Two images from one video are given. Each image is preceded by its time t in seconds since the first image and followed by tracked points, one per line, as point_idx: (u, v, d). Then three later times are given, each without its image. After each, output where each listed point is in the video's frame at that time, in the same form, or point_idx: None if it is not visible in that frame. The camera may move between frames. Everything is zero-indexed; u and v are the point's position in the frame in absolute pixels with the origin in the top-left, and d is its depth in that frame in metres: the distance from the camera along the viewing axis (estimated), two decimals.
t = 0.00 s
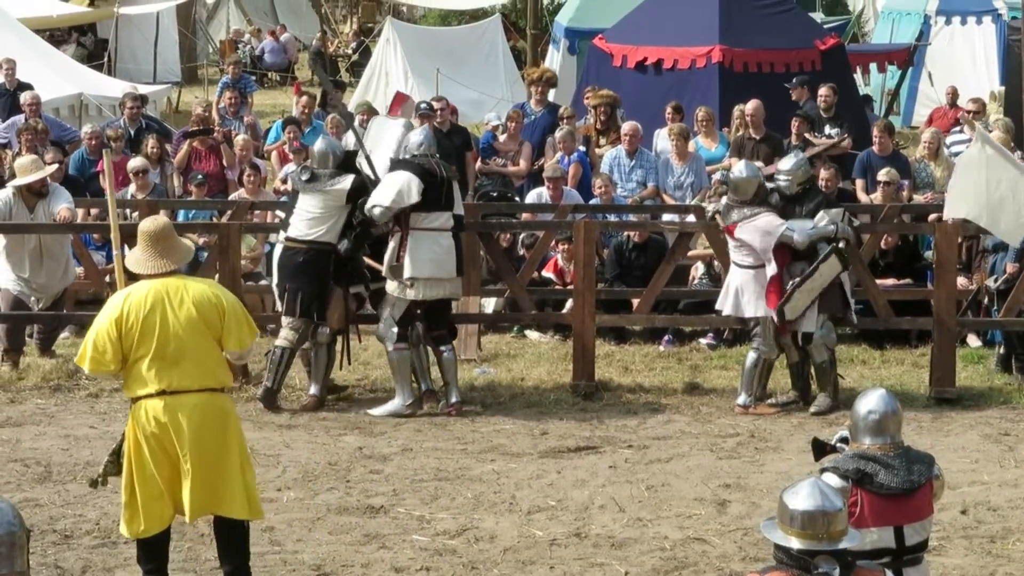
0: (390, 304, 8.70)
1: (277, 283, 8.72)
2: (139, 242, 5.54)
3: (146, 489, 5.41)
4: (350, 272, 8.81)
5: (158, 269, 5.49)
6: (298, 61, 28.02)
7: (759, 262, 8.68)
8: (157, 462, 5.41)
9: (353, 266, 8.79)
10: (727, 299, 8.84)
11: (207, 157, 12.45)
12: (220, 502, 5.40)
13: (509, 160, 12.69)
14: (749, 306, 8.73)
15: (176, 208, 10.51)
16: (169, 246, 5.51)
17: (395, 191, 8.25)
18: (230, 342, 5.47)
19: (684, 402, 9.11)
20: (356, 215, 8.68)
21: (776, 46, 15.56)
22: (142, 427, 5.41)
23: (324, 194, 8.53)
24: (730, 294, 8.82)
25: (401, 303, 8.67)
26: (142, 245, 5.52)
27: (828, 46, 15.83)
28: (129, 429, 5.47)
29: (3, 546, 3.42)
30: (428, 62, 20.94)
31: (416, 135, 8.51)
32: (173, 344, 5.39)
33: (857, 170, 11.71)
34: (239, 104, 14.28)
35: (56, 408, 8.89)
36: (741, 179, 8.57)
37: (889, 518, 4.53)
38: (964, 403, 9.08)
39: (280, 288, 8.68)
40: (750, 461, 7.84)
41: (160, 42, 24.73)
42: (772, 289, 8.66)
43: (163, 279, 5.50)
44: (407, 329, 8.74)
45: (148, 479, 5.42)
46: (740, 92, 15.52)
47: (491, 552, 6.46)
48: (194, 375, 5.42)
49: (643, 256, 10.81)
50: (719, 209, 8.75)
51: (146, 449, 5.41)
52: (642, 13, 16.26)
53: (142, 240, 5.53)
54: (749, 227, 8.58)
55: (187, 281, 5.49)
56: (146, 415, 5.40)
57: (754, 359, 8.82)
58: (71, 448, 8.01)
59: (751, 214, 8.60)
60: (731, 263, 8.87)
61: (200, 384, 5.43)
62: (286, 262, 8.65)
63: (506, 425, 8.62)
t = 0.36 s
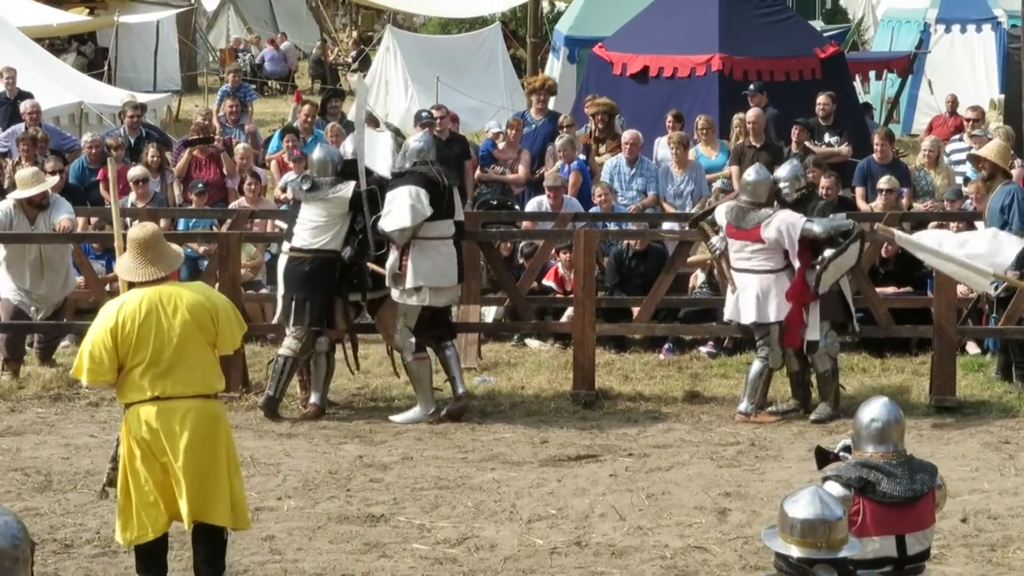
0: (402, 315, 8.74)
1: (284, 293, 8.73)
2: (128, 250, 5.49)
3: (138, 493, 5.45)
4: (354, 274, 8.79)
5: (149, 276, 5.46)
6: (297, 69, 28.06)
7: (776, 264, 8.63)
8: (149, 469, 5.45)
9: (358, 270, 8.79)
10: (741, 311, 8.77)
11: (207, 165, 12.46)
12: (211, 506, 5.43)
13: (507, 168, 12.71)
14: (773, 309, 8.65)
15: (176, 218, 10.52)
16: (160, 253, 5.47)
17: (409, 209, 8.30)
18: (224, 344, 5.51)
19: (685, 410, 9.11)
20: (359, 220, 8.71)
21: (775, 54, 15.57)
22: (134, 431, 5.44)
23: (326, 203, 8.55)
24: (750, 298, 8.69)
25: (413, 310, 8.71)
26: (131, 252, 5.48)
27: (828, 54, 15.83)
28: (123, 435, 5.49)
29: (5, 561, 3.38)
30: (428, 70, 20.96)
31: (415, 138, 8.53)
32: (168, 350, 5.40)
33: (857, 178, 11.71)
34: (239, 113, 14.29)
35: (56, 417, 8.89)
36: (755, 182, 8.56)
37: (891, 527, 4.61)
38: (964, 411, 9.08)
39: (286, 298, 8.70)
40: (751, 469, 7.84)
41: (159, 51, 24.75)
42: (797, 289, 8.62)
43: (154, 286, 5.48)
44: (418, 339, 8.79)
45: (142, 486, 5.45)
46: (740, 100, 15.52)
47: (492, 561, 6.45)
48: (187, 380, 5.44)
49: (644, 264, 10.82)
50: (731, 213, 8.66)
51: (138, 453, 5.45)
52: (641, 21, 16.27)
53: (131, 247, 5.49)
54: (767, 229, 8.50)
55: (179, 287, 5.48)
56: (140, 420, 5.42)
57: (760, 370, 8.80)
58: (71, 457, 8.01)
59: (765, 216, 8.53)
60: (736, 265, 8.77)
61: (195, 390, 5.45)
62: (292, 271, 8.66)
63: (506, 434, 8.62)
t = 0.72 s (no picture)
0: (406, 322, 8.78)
1: (284, 302, 8.72)
2: (158, 257, 5.50)
3: (145, 500, 5.42)
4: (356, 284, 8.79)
5: (175, 285, 5.45)
6: (297, 76, 28.08)
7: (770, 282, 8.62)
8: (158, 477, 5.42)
9: (360, 280, 8.78)
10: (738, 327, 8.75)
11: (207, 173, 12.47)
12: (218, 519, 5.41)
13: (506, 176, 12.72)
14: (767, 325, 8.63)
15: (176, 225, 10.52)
16: (189, 263, 5.47)
17: (414, 224, 8.31)
18: (242, 360, 5.50)
19: (684, 418, 9.10)
20: (361, 227, 8.71)
21: (776, 62, 15.58)
22: (146, 439, 5.42)
23: (328, 211, 8.53)
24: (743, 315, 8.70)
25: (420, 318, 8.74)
26: (161, 260, 5.48)
27: (828, 62, 15.84)
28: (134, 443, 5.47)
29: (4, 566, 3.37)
30: (429, 78, 20.98)
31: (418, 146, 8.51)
32: (185, 361, 5.40)
33: (857, 186, 11.70)
34: (238, 119, 14.30)
35: (55, 424, 8.89)
36: (746, 201, 8.55)
37: (892, 536, 4.67)
38: (964, 419, 9.07)
39: (286, 306, 8.69)
40: (751, 477, 7.83)
41: (160, 58, 24.76)
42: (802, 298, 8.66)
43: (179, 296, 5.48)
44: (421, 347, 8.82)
45: (150, 494, 5.42)
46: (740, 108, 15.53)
47: (491, 568, 6.45)
48: (201, 392, 5.42)
49: (643, 271, 10.81)
50: (723, 229, 8.64)
51: (148, 460, 5.42)
52: (641, 28, 16.29)
53: (161, 254, 5.50)
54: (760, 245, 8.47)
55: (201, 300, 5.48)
56: (152, 429, 5.41)
57: (761, 380, 8.83)
58: (71, 464, 8.00)
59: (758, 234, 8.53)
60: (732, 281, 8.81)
61: (209, 402, 5.43)
62: (293, 279, 8.65)
63: (506, 442, 8.61)
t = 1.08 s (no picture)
0: (423, 320, 8.80)
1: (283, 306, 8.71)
2: (194, 258, 5.50)
3: (168, 502, 5.43)
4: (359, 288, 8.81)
5: (211, 287, 5.43)
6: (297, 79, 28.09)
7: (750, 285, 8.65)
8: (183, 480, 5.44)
9: (364, 284, 8.78)
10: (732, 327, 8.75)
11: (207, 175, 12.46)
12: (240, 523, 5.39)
13: (505, 179, 12.72)
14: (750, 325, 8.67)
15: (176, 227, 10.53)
16: (225, 265, 5.46)
17: (440, 228, 8.41)
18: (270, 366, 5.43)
19: (683, 421, 9.10)
20: (366, 231, 8.75)
21: (776, 66, 15.59)
22: (174, 441, 5.44)
23: (332, 218, 8.55)
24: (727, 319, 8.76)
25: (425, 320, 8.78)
26: (196, 262, 5.47)
27: (828, 66, 15.85)
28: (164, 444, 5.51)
29: None
30: (429, 81, 20.99)
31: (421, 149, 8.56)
32: (211, 364, 5.40)
33: (857, 190, 11.70)
34: (238, 122, 14.29)
35: (55, 426, 8.89)
36: (724, 205, 8.55)
37: (890, 541, 4.69)
38: (964, 423, 9.07)
39: (285, 310, 8.68)
40: (750, 480, 7.84)
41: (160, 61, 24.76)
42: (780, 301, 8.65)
43: (215, 298, 5.46)
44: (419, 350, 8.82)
45: (174, 497, 5.44)
46: (740, 111, 15.54)
47: (490, 571, 6.45)
48: (227, 396, 5.42)
49: (643, 275, 10.82)
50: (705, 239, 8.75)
51: (175, 462, 5.44)
52: (641, 31, 16.30)
53: (196, 256, 5.50)
54: (736, 251, 8.58)
55: (236, 304, 5.46)
56: (180, 431, 5.43)
57: (756, 381, 8.80)
58: (70, 466, 8.00)
59: (733, 239, 8.62)
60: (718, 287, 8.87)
61: (235, 406, 5.42)
62: (293, 284, 8.65)
63: (506, 444, 8.61)
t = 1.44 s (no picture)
0: (427, 320, 8.80)
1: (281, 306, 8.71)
2: (200, 255, 5.49)
3: (164, 496, 5.43)
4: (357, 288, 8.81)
5: (216, 283, 5.43)
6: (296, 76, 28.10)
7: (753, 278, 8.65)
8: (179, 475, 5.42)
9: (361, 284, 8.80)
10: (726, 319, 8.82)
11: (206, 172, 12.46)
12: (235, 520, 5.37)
13: (504, 177, 12.73)
14: (752, 319, 8.69)
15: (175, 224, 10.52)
16: (231, 260, 5.46)
17: (435, 225, 8.38)
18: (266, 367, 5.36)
19: (682, 419, 9.10)
20: (366, 231, 8.71)
21: (775, 64, 15.59)
22: (172, 436, 5.45)
23: (331, 219, 8.53)
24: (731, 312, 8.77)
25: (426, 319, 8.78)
26: (203, 257, 5.47)
27: (827, 64, 15.85)
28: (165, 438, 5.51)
29: None
30: (428, 79, 20.99)
31: (416, 145, 8.57)
32: (208, 360, 5.40)
33: (856, 188, 11.70)
34: (236, 120, 14.28)
35: (54, 423, 8.88)
36: (737, 195, 8.50)
37: (887, 538, 4.70)
38: (962, 421, 9.07)
39: (284, 310, 8.68)
40: (749, 478, 7.83)
41: (159, 58, 24.75)
42: (782, 287, 8.66)
43: (220, 294, 5.45)
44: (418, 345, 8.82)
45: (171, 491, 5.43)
46: (739, 110, 15.53)
47: (489, 569, 6.45)
48: (223, 393, 5.40)
49: (641, 272, 10.82)
50: (712, 222, 8.65)
51: (172, 457, 5.44)
52: (640, 30, 16.29)
53: (204, 253, 5.49)
54: (744, 242, 8.49)
55: (238, 302, 5.44)
56: (177, 425, 5.44)
57: (754, 378, 8.82)
58: (69, 464, 8.00)
59: (742, 227, 8.53)
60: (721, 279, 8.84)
61: (231, 403, 5.40)
62: (290, 282, 8.66)
63: (505, 442, 8.61)
